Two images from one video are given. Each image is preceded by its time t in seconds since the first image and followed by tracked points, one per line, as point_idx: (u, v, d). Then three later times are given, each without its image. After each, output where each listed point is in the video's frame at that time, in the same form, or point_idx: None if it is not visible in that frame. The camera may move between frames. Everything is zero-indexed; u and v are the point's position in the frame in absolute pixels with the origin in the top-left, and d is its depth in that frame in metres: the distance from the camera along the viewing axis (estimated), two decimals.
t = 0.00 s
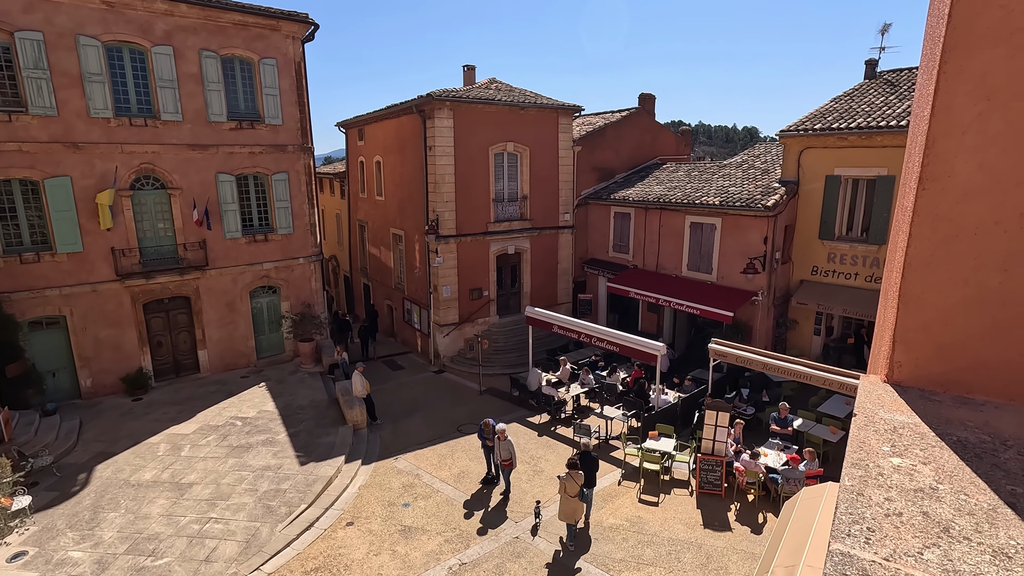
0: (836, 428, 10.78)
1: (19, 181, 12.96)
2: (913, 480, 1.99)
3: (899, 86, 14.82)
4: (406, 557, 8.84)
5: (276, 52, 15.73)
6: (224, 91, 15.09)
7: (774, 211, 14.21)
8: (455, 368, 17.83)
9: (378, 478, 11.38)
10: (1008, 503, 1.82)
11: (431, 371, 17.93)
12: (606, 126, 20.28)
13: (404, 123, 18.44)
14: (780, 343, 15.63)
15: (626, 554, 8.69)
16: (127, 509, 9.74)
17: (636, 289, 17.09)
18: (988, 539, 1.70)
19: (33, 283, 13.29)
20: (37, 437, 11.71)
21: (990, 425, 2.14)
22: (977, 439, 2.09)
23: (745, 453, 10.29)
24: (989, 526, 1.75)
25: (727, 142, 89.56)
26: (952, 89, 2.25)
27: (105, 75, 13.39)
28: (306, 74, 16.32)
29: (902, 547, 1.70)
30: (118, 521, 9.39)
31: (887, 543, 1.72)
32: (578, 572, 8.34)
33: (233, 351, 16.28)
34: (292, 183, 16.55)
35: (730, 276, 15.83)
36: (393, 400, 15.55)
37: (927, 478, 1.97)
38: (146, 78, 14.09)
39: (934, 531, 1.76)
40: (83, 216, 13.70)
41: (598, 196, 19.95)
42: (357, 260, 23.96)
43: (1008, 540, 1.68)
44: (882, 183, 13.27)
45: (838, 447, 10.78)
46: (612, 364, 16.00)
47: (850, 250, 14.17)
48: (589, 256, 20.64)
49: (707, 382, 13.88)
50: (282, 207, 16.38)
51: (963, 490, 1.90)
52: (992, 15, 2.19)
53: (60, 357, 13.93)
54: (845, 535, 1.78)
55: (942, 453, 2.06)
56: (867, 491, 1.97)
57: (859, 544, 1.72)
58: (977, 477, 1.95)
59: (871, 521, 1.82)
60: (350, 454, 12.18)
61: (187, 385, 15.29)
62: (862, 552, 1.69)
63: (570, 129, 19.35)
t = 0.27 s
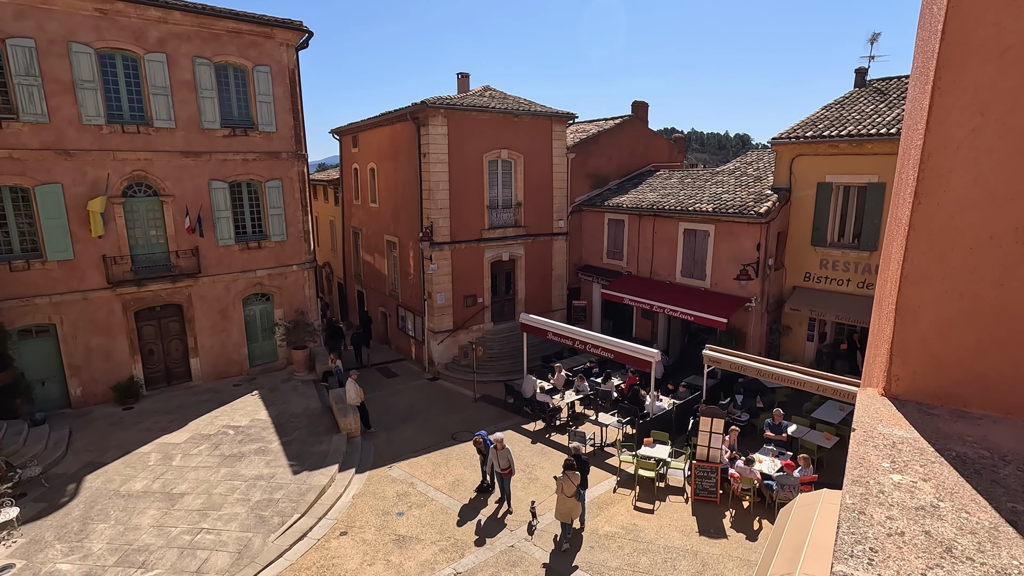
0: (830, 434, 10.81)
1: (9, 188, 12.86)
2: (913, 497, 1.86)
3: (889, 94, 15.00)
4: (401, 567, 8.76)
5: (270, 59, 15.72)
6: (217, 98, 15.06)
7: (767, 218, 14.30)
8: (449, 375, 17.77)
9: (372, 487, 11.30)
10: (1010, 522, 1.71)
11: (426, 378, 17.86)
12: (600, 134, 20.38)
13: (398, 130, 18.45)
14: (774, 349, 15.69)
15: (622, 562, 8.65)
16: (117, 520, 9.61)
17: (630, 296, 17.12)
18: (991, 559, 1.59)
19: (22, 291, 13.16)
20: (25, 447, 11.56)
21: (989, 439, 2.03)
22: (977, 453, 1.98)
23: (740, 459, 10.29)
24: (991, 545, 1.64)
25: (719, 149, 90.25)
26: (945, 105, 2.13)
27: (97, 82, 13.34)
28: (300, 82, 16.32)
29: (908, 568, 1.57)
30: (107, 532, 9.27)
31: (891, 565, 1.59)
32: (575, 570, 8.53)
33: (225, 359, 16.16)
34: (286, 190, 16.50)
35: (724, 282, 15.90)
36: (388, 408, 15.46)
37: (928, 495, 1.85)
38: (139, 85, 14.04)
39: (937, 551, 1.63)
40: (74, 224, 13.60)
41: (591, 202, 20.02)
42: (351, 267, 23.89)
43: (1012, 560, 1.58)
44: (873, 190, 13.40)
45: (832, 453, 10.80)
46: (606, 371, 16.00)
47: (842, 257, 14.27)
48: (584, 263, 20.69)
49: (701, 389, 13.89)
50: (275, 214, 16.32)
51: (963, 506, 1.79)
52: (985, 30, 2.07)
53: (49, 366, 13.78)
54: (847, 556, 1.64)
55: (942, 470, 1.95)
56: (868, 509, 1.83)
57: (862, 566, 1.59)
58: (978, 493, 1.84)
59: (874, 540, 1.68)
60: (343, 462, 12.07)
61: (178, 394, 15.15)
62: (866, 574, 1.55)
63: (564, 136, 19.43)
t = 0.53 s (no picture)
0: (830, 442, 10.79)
1: (8, 196, 12.87)
2: (914, 516, 1.85)
3: (885, 103, 15.10)
4: None
5: (271, 68, 15.80)
6: (217, 107, 15.12)
7: (765, 226, 14.34)
8: (448, 383, 17.73)
9: (370, 496, 11.24)
10: (1012, 542, 1.69)
11: (424, 386, 17.81)
12: (598, 142, 20.47)
13: (397, 138, 18.52)
14: (773, 357, 15.69)
15: (621, 572, 8.60)
16: (113, 530, 9.55)
17: (629, 303, 17.13)
18: None
19: (20, 299, 13.13)
20: (22, 456, 11.50)
21: (990, 457, 2.02)
22: (977, 472, 1.97)
23: (740, 468, 10.26)
24: (993, 566, 1.62)
25: (717, 157, 90.58)
26: (941, 125, 2.15)
27: (98, 91, 13.39)
28: (300, 90, 16.39)
29: None
30: (104, 542, 9.20)
31: None
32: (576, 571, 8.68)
33: (223, 367, 16.11)
34: (285, 198, 16.53)
35: (722, 290, 15.92)
36: (386, 416, 15.41)
37: (928, 515, 1.84)
38: (139, 94, 14.10)
39: (940, 571, 1.61)
40: (73, 232, 13.60)
41: (590, 210, 20.08)
42: (350, 274, 23.89)
43: None
44: (870, 199, 13.46)
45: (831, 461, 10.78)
46: (606, 379, 15.98)
47: (840, 264, 14.30)
48: (583, 271, 20.71)
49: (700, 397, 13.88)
50: (274, 222, 16.34)
51: (964, 526, 1.77)
52: (979, 52, 2.08)
53: (47, 375, 13.73)
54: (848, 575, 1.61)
55: (943, 488, 1.94)
56: (869, 529, 1.80)
57: None
58: (979, 513, 1.82)
59: (876, 560, 1.66)
60: (341, 471, 12.02)
61: (176, 402, 15.09)
62: None
63: (563, 145, 19.51)
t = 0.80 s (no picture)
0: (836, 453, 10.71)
1: (18, 205, 13.00)
2: (918, 534, 1.84)
3: (890, 113, 15.12)
4: None
5: (278, 78, 15.97)
6: (225, 116, 15.27)
7: (769, 235, 14.33)
8: (451, 391, 17.71)
9: (374, 505, 11.22)
10: (1016, 560, 1.69)
11: (428, 394, 17.79)
12: (602, 151, 20.53)
13: (403, 147, 18.63)
14: (778, 367, 15.62)
15: None
16: (117, 538, 9.55)
17: (633, 312, 17.10)
18: None
19: (28, 306, 13.23)
20: (27, 463, 11.54)
21: (993, 474, 2.02)
22: (981, 490, 1.96)
23: (745, 478, 10.19)
24: None
25: (721, 166, 90.58)
26: (942, 145, 2.16)
27: (107, 101, 13.56)
28: (307, 100, 16.55)
29: None
30: (108, 550, 9.21)
31: None
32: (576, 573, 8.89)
33: (227, 375, 16.16)
34: (291, 207, 16.65)
35: (727, 299, 15.89)
36: (390, 424, 15.40)
37: (932, 532, 1.83)
38: (148, 104, 14.26)
39: None
40: (81, 240, 13.71)
41: (594, 219, 20.12)
42: (355, 282, 23.96)
43: None
44: (875, 208, 13.45)
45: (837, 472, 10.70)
46: (610, 388, 15.93)
47: (845, 274, 14.26)
48: (587, 279, 20.72)
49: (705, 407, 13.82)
50: (280, 230, 16.44)
51: (968, 544, 1.77)
52: (978, 74, 2.10)
53: (53, 382, 13.79)
54: None
55: (947, 505, 1.93)
56: (874, 547, 1.80)
57: None
58: (983, 531, 1.81)
59: None
60: (345, 480, 12.00)
61: (180, 410, 15.13)
62: None
63: (567, 154, 19.58)
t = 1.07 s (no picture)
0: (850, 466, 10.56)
1: (38, 214, 13.27)
2: (930, 552, 1.82)
3: (903, 122, 15.02)
4: None
5: (292, 90, 16.21)
6: (240, 127, 15.51)
7: (781, 245, 14.23)
8: (461, 401, 17.70)
9: (383, 514, 11.21)
10: None
11: (438, 404, 17.80)
12: (612, 161, 20.57)
13: (414, 158, 18.79)
14: (790, 378, 15.46)
15: None
16: (129, 544, 9.63)
17: (644, 322, 17.03)
18: None
19: (45, 313, 13.45)
20: (43, 469, 11.68)
21: (1006, 492, 1.99)
22: (994, 508, 1.94)
23: (757, 491, 10.05)
24: None
25: (733, 175, 90.27)
26: (952, 164, 2.15)
27: (126, 113, 13.84)
28: (320, 111, 16.77)
29: None
30: (120, 556, 9.28)
31: None
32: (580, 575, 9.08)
33: (239, 383, 16.28)
34: (304, 216, 16.84)
35: (738, 309, 15.78)
36: (400, 433, 15.40)
37: (944, 550, 1.81)
38: (165, 116, 14.54)
39: None
40: (99, 248, 13.95)
41: (604, 228, 20.13)
42: (365, 291, 24.11)
43: None
44: (889, 218, 13.34)
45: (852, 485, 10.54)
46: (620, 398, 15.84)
47: (859, 284, 14.12)
48: (597, 288, 20.68)
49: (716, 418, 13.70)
50: (293, 239, 16.62)
51: (980, 563, 1.74)
52: (986, 94, 2.10)
53: (69, 388, 13.98)
54: None
55: (959, 523, 1.91)
56: (885, 564, 1.77)
57: None
58: (995, 549, 1.79)
59: None
60: (354, 489, 12.01)
61: (193, 417, 15.26)
62: None
63: (577, 163, 19.64)
